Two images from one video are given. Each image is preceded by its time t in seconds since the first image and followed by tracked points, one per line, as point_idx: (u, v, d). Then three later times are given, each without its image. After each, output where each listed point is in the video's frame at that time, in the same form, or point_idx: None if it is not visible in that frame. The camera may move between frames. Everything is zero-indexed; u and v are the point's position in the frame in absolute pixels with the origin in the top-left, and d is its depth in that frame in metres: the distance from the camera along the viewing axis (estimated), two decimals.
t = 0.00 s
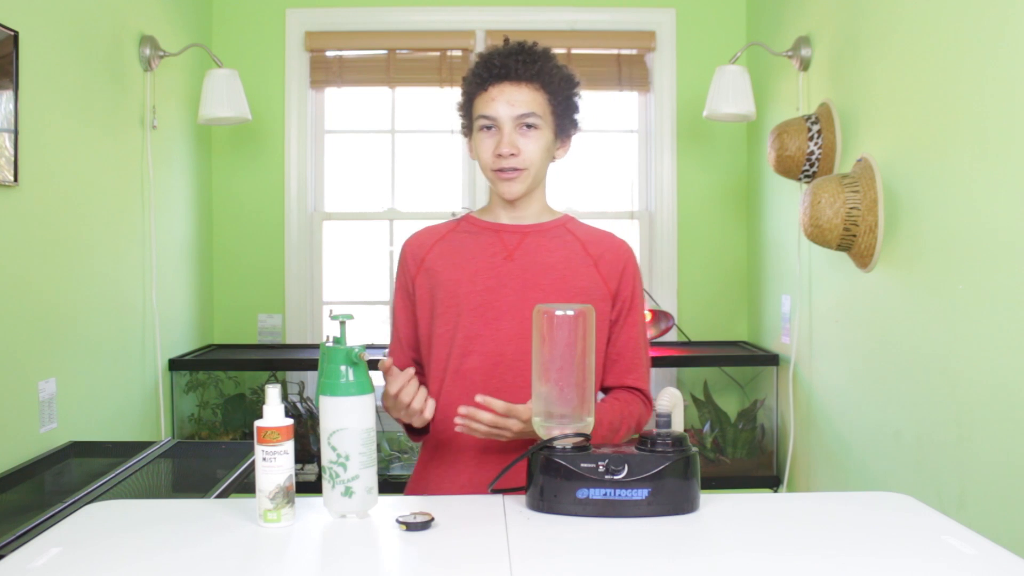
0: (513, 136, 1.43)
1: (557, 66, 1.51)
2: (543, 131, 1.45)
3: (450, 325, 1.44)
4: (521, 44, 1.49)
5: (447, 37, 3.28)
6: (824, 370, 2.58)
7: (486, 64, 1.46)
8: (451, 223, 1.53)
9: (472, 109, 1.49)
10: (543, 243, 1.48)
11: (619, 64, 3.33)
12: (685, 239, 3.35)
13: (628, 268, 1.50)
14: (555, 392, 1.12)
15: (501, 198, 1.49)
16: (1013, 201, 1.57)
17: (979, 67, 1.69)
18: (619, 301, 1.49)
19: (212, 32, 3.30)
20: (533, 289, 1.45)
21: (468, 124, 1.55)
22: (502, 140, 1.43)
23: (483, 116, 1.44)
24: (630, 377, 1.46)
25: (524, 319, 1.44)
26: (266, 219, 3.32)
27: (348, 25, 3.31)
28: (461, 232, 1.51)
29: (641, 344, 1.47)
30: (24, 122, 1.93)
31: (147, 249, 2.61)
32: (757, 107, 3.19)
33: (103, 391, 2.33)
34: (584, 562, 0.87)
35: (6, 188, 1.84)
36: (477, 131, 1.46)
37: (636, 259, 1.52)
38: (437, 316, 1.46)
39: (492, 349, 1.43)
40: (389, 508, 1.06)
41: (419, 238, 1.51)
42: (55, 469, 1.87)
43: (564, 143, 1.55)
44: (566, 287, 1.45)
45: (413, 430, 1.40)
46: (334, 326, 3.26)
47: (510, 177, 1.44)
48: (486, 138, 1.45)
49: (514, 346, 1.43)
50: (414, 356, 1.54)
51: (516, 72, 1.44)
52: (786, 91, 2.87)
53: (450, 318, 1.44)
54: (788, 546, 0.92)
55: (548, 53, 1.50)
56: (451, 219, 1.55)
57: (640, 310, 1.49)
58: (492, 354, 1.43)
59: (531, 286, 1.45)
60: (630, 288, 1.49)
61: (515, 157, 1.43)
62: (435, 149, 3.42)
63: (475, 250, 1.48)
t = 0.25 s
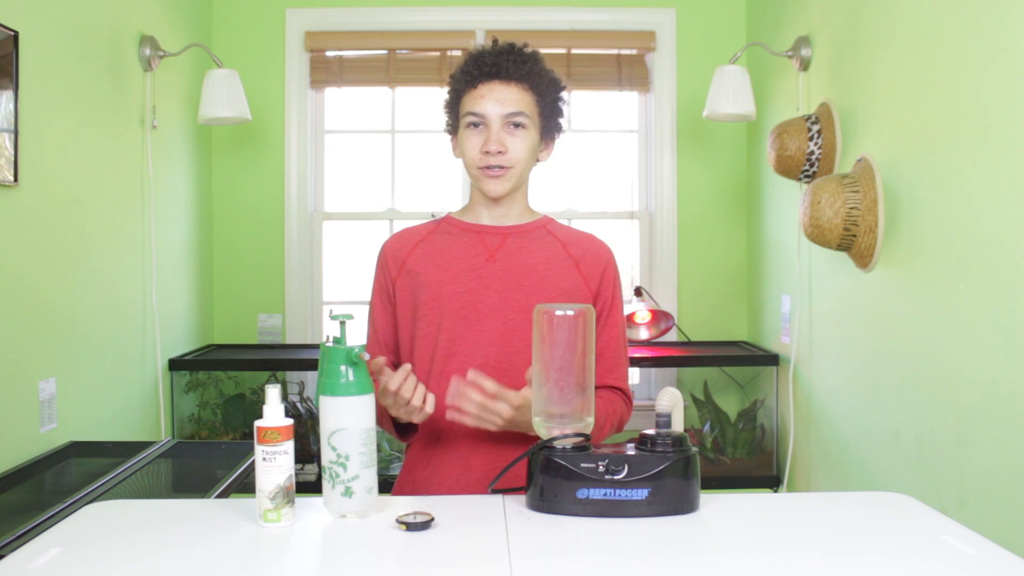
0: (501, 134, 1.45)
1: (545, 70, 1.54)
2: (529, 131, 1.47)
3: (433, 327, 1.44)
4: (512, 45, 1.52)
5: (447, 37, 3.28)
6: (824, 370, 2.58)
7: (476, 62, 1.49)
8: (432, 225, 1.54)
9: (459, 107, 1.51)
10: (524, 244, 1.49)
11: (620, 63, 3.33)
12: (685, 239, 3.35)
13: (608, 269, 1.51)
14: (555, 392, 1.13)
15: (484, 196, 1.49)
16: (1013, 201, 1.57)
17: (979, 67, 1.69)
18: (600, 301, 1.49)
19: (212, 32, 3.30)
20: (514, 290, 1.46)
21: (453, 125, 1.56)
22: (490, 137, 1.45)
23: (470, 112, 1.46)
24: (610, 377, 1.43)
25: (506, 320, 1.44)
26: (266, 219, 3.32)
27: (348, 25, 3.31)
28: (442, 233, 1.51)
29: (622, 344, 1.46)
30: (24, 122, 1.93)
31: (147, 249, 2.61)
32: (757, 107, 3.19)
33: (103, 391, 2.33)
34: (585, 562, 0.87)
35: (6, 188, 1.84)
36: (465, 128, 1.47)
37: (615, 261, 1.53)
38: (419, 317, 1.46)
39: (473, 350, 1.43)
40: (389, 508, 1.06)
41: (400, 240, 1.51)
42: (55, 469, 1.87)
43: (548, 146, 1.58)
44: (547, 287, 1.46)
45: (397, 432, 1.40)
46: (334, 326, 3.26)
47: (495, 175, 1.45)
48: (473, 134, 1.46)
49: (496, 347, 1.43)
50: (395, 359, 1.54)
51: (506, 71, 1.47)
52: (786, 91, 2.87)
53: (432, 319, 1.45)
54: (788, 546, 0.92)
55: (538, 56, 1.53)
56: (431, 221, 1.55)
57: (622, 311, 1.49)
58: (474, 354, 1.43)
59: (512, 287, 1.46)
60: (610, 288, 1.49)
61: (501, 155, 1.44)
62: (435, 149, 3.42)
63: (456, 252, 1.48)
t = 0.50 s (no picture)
0: (486, 135, 1.45)
1: (533, 68, 1.54)
2: (517, 130, 1.47)
3: (428, 328, 1.45)
4: (498, 44, 1.52)
5: (447, 37, 3.28)
6: (824, 370, 2.58)
7: (462, 64, 1.49)
8: (424, 224, 1.53)
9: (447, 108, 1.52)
10: (517, 244, 1.49)
11: (620, 63, 3.33)
12: (685, 239, 3.35)
13: (601, 266, 1.51)
14: (555, 392, 1.13)
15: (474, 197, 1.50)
16: (1013, 201, 1.57)
17: (979, 67, 1.69)
18: (593, 299, 1.49)
19: (212, 32, 3.30)
20: (508, 291, 1.46)
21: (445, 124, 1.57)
22: (475, 139, 1.45)
23: (457, 114, 1.47)
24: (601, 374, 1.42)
25: (501, 320, 1.45)
26: (266, 219, 3.32)
27: (348, 25, 3.31)
28: (434, 234, 1.51)
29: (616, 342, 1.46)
30: (23, 122, 1.93)
31: (147, 249, 2.61)
32: (757, 107, 3.19)
33: (103, 391, 2.33)
34: (585, 562, 0.87)
35: (6, 188, 1.84)
36: (452, 129, 1.48)
37: (607, 258, 1.53)
38: (414, 319, 1.46)
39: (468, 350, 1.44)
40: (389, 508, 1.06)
41: (392, 241, 1.50)
42: (55, 469, 1.87)
43: (540, 144, 1.57)
44: (541, 287, 1.46)
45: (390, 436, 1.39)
46: (334, 326, 3.26)
47: (482, 176, 1.45)
48: (460, 136, 1.47)
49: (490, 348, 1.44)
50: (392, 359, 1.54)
51: (491, 71, 1.48)
52: (786, 90, 2.87)
53: (427, 321, 1.45)
54: (788, 546, 0.92)
55: (525, 53, 1.53)
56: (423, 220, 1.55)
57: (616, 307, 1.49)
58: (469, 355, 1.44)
59: (505, 287, 1.46)
60: (603, 286, 1.49)
61: (487, 156, 1.44)
62: (435, 149, 3.41)
63: (449, 253, 1.48)
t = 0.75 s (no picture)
0: (485, 139, 1.46)
1: (529, 69, 1.54)
2: (514, 134, 1.48)
3: (425, 331, 1.45)
4: (495, 45, 1.51)
5: (447, 36, 3.28)
6: (824, 370, 2.58)
7: (460, 64, 1.48)
8: (418, 228, 1.54)
9: (443, 109, 1.52)
10: (510, 243, 1.49)
11: (620, 64, 3.34)
12: (685, 239, 3.35)
13: (596, 261, 1.50)
14: (555, 392, 1.14)
15: (468, 199, 1.50)
16: (1013, 201, 1.57)
17: (979, 67, 1.69)
18: (589, 295, 1.48)
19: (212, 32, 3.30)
20: (503, 290, 1.46)
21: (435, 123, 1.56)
22: (474, 143, 1.46)
23: (454, 117, 1.47)
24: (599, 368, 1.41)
25: (497, 320, 1.44)
26: (266, 219, 3.32)
27: (348, 25, 3.31)
28: (428, 237, 1.51)
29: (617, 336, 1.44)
30: (23, 122, 1.93)
31: (148, 249, 2.61)
32: (757, 107, 3.19)
33: (103, 391, 2.33)
34: (584, 562, 0.87)
35: (6, 188, 1.84)
36: (448, 131, 1.48)
37: (602, 252, 1.52)
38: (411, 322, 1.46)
39: (466, 352, 1.43)
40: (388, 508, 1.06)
41: (386, 246, 1.51)
42: (55, 469, 1.87)
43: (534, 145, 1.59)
44: (536, 286, 1.46)
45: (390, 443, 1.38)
46: (334, 326, 3.26)
47: (479, 180, 1.46)
48: (457, 139, 1.47)
49: (488, 348, 1.43)
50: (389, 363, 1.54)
51: (490, 75, 1.47)
52: (786, 90, 2.87)
53: (424, 324, 1.45)
54: (788, 546, 0.92)
55: (521, 55, 1.53)
56: (418, 223, 1.55)
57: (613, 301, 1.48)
58: (467, 357, 1.43)
59: (500, 287, 1.46)
60: (599, 281, 1.49)
61: (486, 161, 1.46)
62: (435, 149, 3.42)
63: (443, 255, 1.48)
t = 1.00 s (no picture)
0: (487, 143, 1.47)
1: (530, 73, 1.54)
2: (514, 139, 1.49)
3: (424, 335, 1.46)
4: (497, 47, 1.51)
5: (447, 37, 3.28)
6: (824, 370, 2.58)
7: (462, 65, 1.47)
8: (412, 230, 1.53)
9: (441, 110, 1.51)
10: (505, 244, 1.49)
11: (620, 64, 3.34)
12: (684, 239, 3.35)
13: (591, 259, 1.50)
14: (555, 392, 1.14)
15: (465, 203, 1.50)
16: (1013, 201, 1.57)
17: (979, 67, 1.69)
18: (586, 292, 1.49)
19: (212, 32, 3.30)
20: (499, 292, 1.46)
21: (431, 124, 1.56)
22: (477, 147, 1.46)
23: (456, 120, 1.47)
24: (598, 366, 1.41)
25: (494, 322, 1.44)
26: (266, 219, 3.32)
27: (348, 25, 3.31)
28: (423, 239, 1.51)
29: (614, 332, 1.45)
30: (24, 122, 1.93)
31: (147, 249, 2.61)
32: (757, 107, 3.19)
33: (103, 391, 2.33)
34: (584, 562, 0.87)
35: (6, 188, 1.84)
36: (448, 135, 1.48)
37: (598, 249, 1.53)
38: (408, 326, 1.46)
39: (465, 355, 1.44)
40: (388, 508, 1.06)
41: (382, 249, 1.51)
42: (55, 469, 1.87)
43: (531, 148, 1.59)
44: (532, 286, 1.46)
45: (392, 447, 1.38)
46: (333, 326, 3.26)
47: (479, 185, 1.46)
48: (458, 143, 1.47)
49: (486, 350, 1.44)
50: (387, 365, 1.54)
51: (494, 78, 1.47)
52: (786, 90, 2.87)
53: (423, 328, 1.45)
54: (788, 546, 0.92)
55: (523, 58, 1.53)
56: (412, 225, 1.55)
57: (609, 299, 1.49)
58: (466, 359, 1.43)
59: (497, 289, 1.46)
60: (595, 277, 1.49)
61: (488, 165, 1.46)
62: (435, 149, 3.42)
63: (438, 258, 1.48)
